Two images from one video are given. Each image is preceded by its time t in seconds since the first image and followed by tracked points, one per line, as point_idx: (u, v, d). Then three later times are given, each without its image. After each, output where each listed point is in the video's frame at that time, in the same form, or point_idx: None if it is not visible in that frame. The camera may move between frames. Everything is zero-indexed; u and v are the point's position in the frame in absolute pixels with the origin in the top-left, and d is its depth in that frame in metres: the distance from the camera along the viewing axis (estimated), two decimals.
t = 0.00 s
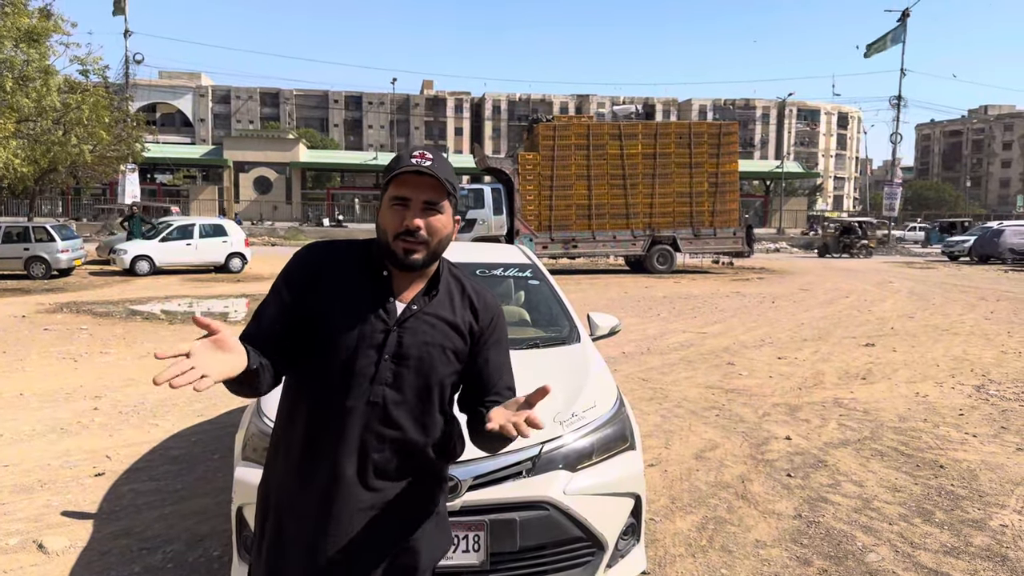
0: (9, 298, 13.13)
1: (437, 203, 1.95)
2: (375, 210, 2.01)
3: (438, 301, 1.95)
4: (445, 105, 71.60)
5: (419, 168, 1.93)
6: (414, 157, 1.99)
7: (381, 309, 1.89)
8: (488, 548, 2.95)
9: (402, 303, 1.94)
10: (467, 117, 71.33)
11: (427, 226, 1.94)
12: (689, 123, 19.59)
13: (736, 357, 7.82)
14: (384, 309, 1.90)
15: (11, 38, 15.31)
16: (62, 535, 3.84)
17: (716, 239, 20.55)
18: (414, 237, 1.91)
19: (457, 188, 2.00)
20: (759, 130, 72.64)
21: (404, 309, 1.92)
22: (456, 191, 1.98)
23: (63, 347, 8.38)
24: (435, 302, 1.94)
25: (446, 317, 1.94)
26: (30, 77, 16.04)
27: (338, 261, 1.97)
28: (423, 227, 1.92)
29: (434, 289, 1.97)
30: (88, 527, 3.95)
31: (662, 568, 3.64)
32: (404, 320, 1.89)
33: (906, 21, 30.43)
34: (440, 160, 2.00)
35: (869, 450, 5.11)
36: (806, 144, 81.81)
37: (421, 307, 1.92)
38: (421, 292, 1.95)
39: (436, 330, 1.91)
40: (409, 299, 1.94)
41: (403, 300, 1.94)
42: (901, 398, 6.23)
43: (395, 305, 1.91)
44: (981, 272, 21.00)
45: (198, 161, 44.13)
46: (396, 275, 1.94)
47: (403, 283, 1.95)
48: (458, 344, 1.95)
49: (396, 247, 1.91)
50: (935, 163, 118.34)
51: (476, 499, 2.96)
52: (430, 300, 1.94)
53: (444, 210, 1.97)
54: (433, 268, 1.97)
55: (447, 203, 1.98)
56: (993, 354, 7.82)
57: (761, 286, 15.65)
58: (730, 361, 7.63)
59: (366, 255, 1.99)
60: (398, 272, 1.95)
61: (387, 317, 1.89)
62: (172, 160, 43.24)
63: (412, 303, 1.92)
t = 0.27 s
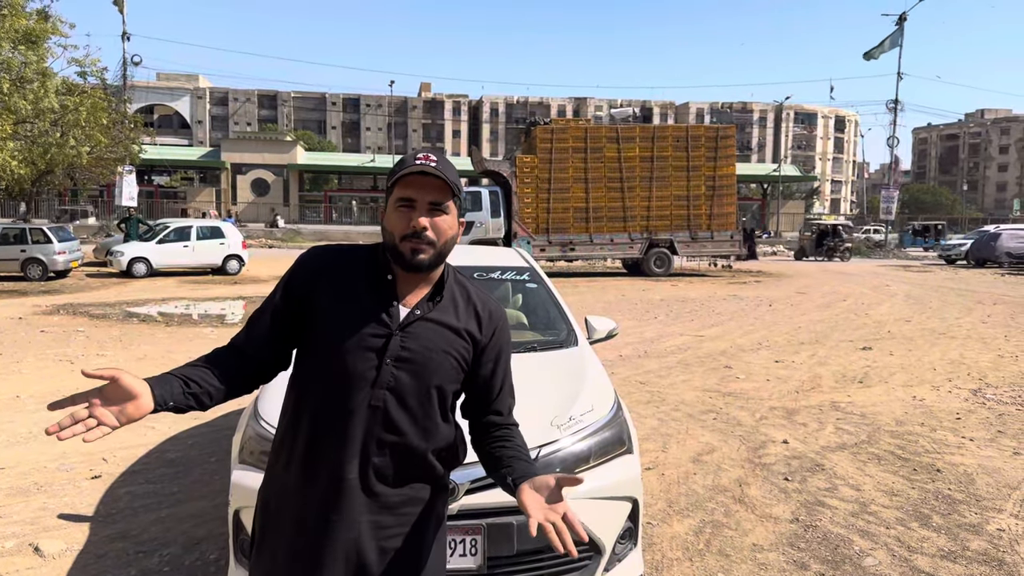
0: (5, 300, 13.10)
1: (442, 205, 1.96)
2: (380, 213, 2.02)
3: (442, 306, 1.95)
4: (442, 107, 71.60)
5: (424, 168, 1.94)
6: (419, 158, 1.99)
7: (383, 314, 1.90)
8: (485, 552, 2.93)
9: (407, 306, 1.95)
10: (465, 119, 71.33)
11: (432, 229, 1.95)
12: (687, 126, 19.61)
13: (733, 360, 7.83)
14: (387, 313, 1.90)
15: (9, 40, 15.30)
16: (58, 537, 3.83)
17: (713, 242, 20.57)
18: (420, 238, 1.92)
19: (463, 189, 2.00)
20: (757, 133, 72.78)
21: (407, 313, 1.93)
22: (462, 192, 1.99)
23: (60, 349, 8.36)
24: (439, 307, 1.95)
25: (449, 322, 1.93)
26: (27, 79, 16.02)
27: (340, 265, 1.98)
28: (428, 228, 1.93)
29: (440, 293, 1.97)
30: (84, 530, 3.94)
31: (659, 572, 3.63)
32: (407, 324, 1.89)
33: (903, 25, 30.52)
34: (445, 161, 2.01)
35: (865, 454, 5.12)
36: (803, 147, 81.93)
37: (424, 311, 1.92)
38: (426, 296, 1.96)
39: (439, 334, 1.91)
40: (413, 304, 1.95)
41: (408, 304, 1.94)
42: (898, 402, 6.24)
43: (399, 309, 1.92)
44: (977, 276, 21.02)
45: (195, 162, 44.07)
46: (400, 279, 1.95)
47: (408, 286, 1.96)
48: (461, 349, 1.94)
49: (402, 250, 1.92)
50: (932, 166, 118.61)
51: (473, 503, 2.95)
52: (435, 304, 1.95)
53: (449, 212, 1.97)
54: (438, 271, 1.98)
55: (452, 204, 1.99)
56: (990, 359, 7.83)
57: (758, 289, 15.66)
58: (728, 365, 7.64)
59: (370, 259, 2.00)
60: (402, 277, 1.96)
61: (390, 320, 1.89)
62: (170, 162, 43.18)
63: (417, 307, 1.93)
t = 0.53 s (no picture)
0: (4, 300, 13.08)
1: (443, 204, 1.96)
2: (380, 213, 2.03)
3: (444, 305, 1.95)
4: (441, 109, 71.60)
5: (424, 167, 1.94)
6: (419, 158, 1.99)
7: (386, 313, 1.89)
8: (484, 554, 2.92)
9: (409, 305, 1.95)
10: (464, 121, 71.32)
11: (433, 227, 1.95)
12: (686, 128, 19.62)
13: (732, 362, 7.83)
14: (389, 312, 1.90)
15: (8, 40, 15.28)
16: (56, 539, 3.82)
17: (712, 244, 20.57)
18: (421, 237, 1.93)
19: (462, 187, 2.00)
20: (755, 135, 72.86)
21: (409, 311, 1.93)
22: (461, 190, 1.99)
23: (58, 349, 8.35)
24: (441, 306, 1.95)
25: (451, 321, 1.93)
26: (26, 79, 16.01)
27: (343, 267, 1.98)
28: (429, 226, 1.94)
29: (442, 292, 1.97)
30: (82, 531, 3.93)
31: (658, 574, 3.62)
32: (410, 322, 1.89)
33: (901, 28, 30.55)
34: (444, 161, 2.01)
35: (864, 456, 5.12)
36: (802, 149, 81.99)
37: (426, 310, 1.92)
38: (428, 296, 1.96)
39: (442, 333, 1.90)
40: (415, 302, 1.95)
41: (409, 303, 1.95)
42: (896, 404, 6.25)
43: (401, 308, 1.92)
44: (976, 278, 21.03)
45: (194, 163, 44.03)
46: (403, 278, 1.95)
47: (409, 284, 1.96)
48: (463, 347, 1.94)
49: (403, 249, 1.93)
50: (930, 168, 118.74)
51: (472, 505, 2.95)
52: (437, 303, 1.95)
53: (449, 210, 1.98)
54: (439, 269, 1.98)
55: (452, 202, 1.98)
56: (989, 361, 7.83)
57: (757, 291, 15.67)
58: (726, 367, 7.65)
59: (371, 259, 2.01)
60: (404, 276, 1.96)
61: (392, 320, 1.89)
62: (168, 163, 43.15)
63: (418, 306, 1.93)
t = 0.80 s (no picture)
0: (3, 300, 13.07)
1: (438, 197, 1.99)
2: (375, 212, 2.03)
3: (445, 297, 1.96)
4: (441, 109, 71.58)
5: (418, 161, 1.96)
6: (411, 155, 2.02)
7: (390, 309, 1.89)
8: (484, 554, 2.92)
9: (410, 298, 1.95)
10: (464, 121, 71.29)
11: (432, 220, 1.98)
12: (686, 129, 19.62)
13: (731, 363, 7.83)
14: (393, 307, 1.90)
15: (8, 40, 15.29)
16: (56, 538, 3.82)
17: (712, 245, 20.57)
18: (421, 230, 1.95)
19: (454, 180, 2.04)
20: (755, 136, 72.91)
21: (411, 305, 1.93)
22: (454, 181, 2.03)
23: (58, 349, 8.35)
24: (443, 298, 1.95)
25: (454, 313, 1.95)
26: (26, 79, 16.01)
27: (342, 266, 1.97)
28: (428, 219, 1.96)
29: (442, 285, 1.99)
30: (82, 531, 3.93)
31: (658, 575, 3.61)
32: (413, 316, 1.89)
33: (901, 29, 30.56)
34: (436, 156, 2.04)
35: (864, 457, 5.12)
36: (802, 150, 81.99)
37: (428, 304, 1.93)
38: (428, 289, 1.97)
39: (445, 325, 1.91)
40: (416, 296, 1.96)
41: (410, 296, 1.95)
42: (896, 405, 6.25)
43: (403, 301, 1.92)
44: (976, 280, 21.05)
45: (193, 163, 44.01)
46: (404, 273, 1.96)
47: (409, 278, 1.97)
48: (468, 338, 1.96)
49: (404, 244, 1.94)
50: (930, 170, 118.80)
51: (472, 505, 2.95)
52: (438, 296, 1.96)
53: (444, 203, 2.01)
54: (438, 261, 2.00)
55: (446, 195, 2.02)
56: (989, 363, 7.83)
57: (758, 292, 15.66)
58: (726, 367, 7.64)
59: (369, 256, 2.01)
60: (404, 271, 1.97)
61: (396, 314, 1.89)
62: (168, 163, 43.13)
63: (420, 299, 1.94)
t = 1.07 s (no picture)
0: (4, 298, 13.08)
1: (426, 204, 1.97)
2: (361, 224, 1.99)
3: (441, 295, 1.98)
4: (442, 109, 71.59)
5: (403, 174, 1.92)
6: (391, 163, 1.97)
7: (388, 310, 1.89)
8: (484, 554, 2.92)
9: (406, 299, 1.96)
10: (465, 120, 71.27)
11: (425, 228, 1.97)
12: (687, 129, 19.63)
13: (731, 363, 7.84)
14: (391, 309, 1.90)
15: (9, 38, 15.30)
16: (56, 537, 3.82)
17: (713, 245, 20.55)
18: (418, 241, 1.93)
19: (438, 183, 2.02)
20: (756, 136, 72.91)
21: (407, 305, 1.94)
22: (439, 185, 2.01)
23: (58, 348, 8.35)
24: (438, 295, 1.97)
25: (452, 309, 1.97)
26: (27, 77, 16.02)
27: (333, 271, 1.95)
28: (422, 229, 1.95)
29: (436, 282, 2.00)
30: (82, 529, 3.93)
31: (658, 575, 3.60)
32: (411, 315, 1.90)
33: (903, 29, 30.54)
34: (416, 161, 2.01)
35: (864, 458, 5.12)
36: (803, 150, 81.93)
37: (424, 301, 1.94)
38: (423, 288, 1.98)
39: (444, 321, 1.93)
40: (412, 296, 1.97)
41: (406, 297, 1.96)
42: (896, 406, 6.25)
43: (400, 302, 1.93)
44: (977, 280, 21.05)
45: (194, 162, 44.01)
46: (398, 276, 1.96)
47: (404, 281, 1.97)
48: (467, 333, 1.98)
49: (402, 255, 1.92)
50: (931, 171, 118.76)
51: (471, 504, 2.96)
52: (433, 293, 1.97)
53: (433, 208, 2.00)
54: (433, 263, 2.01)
55: (433, 200, 2.00)
56: (990, 363, 7.82)
57: (758, 292, 15.67)
58: (726, 368, 7.65)
59: (359, 260, 1.99)
60: (398, 276, 1.96)
61: (394, 315, 1.89)
62: (169, 162, 43.15)
63: (417, 299, 1.95)
